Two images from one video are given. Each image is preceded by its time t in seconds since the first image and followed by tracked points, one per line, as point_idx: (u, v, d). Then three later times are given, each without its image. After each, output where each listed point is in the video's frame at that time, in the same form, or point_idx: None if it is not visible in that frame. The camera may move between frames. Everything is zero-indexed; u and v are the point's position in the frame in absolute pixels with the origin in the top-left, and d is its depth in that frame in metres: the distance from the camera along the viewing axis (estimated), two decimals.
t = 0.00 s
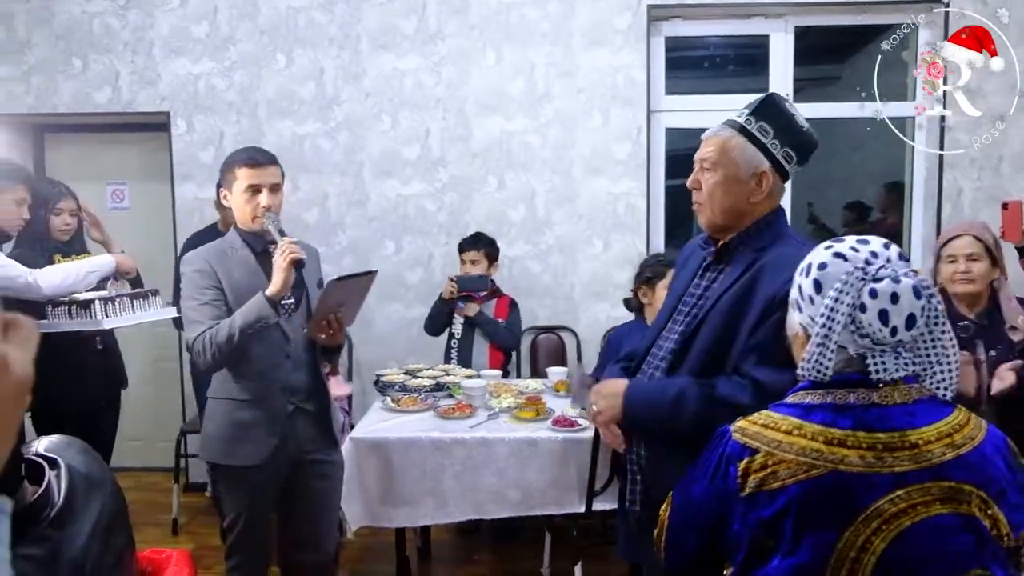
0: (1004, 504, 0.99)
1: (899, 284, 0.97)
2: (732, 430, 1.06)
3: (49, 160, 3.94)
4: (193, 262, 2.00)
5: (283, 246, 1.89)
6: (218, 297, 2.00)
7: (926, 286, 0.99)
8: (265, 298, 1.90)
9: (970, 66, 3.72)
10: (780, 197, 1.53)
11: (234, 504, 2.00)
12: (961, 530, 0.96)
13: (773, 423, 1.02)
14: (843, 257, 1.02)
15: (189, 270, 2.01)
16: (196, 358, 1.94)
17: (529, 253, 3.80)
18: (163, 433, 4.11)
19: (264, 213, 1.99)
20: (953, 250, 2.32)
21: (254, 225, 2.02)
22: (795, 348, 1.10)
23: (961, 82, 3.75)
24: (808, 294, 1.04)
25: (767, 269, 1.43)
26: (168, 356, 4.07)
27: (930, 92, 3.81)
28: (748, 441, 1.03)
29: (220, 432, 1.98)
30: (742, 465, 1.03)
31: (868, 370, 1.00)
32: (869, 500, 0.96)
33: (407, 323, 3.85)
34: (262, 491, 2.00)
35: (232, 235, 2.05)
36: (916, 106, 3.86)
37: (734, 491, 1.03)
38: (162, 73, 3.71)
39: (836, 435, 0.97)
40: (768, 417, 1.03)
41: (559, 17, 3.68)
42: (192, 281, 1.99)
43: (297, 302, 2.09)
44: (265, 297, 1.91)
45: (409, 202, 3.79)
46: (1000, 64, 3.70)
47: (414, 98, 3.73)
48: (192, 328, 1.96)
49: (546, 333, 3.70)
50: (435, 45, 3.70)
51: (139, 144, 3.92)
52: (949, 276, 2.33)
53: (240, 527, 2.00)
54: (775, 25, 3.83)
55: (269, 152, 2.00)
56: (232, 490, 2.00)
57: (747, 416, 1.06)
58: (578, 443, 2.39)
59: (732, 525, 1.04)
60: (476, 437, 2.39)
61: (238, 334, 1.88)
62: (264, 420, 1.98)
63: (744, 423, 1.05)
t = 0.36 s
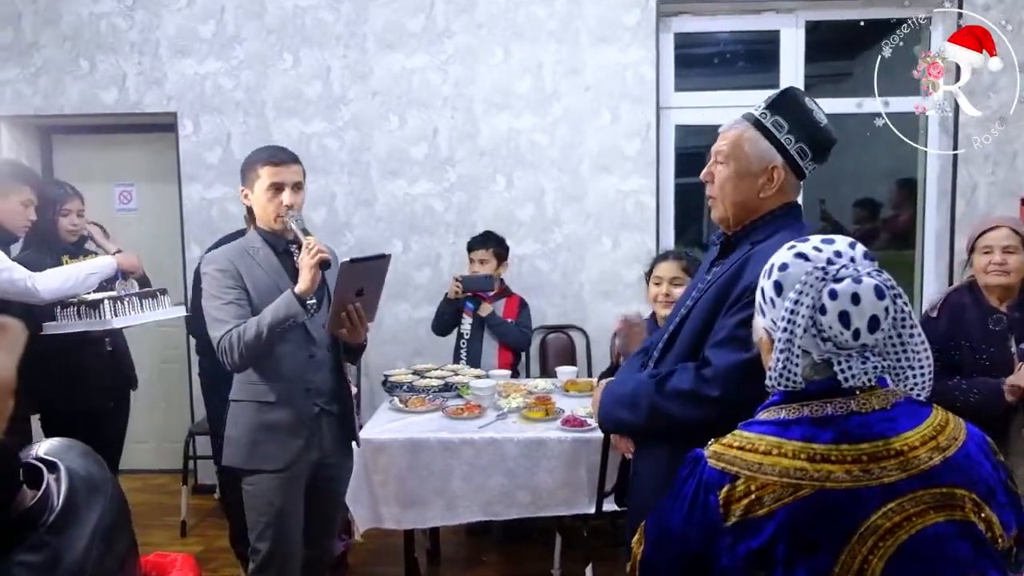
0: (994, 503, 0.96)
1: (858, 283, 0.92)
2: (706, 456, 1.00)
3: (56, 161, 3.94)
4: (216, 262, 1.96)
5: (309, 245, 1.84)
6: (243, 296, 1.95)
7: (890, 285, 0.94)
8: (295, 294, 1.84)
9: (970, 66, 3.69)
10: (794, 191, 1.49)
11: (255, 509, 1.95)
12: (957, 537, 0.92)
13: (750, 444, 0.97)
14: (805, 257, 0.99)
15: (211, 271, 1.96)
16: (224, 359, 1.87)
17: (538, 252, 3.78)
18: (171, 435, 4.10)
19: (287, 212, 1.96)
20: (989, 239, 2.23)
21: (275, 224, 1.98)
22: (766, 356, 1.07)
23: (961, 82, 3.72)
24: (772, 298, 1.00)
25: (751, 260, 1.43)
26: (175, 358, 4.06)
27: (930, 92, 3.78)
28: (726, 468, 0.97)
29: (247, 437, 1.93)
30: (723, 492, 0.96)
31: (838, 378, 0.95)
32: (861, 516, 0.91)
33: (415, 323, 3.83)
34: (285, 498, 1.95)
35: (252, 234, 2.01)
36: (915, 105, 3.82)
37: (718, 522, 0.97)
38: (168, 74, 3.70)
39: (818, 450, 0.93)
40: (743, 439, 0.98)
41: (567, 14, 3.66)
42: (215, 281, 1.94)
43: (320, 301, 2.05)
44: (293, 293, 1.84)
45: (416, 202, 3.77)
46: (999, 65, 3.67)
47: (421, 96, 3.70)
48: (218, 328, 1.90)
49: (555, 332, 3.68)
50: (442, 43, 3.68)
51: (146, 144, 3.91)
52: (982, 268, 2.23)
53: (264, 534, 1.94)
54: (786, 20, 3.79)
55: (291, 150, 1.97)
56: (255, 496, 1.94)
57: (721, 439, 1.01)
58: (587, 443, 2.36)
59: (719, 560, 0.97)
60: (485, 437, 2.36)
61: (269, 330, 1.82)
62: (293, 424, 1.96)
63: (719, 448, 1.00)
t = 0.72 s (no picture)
0: (1004, 505, 0.87)
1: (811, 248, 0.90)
2: (696, 467, 0.90)
3: (49, 165, 3.92)
4: (220, 262, 1.88)
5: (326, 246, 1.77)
6: (252, 298, 1.89)
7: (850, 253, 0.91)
8: (313, 293, 1.79)
9: (970, 66, 3.67)
10: (788, 183, 1.47)
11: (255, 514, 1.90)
12: (971, 541, 0.82)
13: (748, 451, 0.87)
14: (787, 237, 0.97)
15: (213, 272, 1.89)
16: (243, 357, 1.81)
17: (534, 248, 3.76)
18: (168, 438, 4.09)
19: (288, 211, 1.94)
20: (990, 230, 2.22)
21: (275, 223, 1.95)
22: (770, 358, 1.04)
23: (960, 81, 3.70)
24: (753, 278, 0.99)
25: (746, 250, 1.41)
26: (171, 361, 4.04)
27: (930, 92, 3.77)
28: (723, 478, 0.87)
29: (251, 438, 1.88)
30: (722, 505, 0.86)
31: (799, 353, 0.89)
32: (869, 522, 0.82)
33: (411, 322, 3.81)
34: (287, 503, 1.91)
35: (250, 233, 1.96)
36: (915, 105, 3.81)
37: (718, 536, 0.85)
38: (160, 75, 3.68)
39: (819, 455, 0.84)
40: (738, 446, 0.88)
41: (561, 9, 3.64)
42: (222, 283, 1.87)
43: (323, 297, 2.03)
44: (313, 293, 1.79)
45: (411, 200, 3.75)
46: (997, 66, 3.65)
47: (415, 94, 3.69)
48: (230, 331, 1.83)
49: (552, 330, 3.66)
50: (435, 40, 3.66)
51: (139, 146, 3.90)
52: (983, 259, 2.22)
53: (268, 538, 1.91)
54: (780, 14, 3.78)
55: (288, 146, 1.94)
56: (257, 500, 1.90)
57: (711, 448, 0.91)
58: (585, 440, 2.35)
59: None
60: (482, 436, 2.35)
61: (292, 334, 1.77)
62: (296, 425, 1.91)
63: (712, 457, 0.89)
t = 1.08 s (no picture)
0: None
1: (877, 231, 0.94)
2: (762, 445, 0.91)
3: (35, 166, 3.89)
4: (199, 266, 1.83)
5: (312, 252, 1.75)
6: (236, 303, 1.86)
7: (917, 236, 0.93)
8: (299, 300, 1.74)
9: (970, 66, 3.69)
10: (779, 173, 1.47)
11: (232, 519, 1.89)
12: None
13: (816, 432, 0.88)
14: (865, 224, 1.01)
15: (193, 275, 1.84)
16: (228, 365, 1.79)
17: (525, 244, 3.76)
18: (160, 440, 4.07)
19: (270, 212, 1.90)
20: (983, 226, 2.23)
21: (255, 225, 1.92)
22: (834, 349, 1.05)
23: (961, 81, 3.72)
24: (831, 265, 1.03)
25: (747, 242, 1.42)
26: (162, 362, 4.02)
27: (930, 92, 3.76)
28: (789, 457, 0.88)
29: (230, 443, 1.85)
30: (785, 484, 0.87)
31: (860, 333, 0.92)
32: (938, 515, 0.83)
33: (403, 320, 3.80)
34: (267, 509, 1.90)
35: (227, 235, 1.91)
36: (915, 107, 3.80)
37: (779, 515, 0.87)
38: (146, 75, 3.66)
39: (890, 441, 0.85)
40: (806, 426, 0.89)
41: (549, 4, 3.63)
42: (203, 288, 1.82)
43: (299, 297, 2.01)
44: (299, 299, 1.74)
45: (401, 197, 3.74)
46: (997, 66, 3.68)
47: (404, 91, 3.67)
48: (214, 339, 1.81)
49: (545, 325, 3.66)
50: (424, 37, 3.65)
51: (126, 147, 3.87)
52: (973, 252, 2.23)
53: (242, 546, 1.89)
54: (769, 7, 3.78)
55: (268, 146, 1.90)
56: (234, 506, 1.88)
57: (779, 427, 0.92)
58: (579, 436, 2.34)
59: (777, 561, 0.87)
60: (476, 433, 2.34)
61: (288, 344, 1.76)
62: (275, 430, 1.90)
63: (779, 436, 0.91)
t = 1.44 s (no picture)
0: None
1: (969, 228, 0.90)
2: (821, 418, 0.93)
3: (24, 164, 3.86)
4: (164, 269, 1.76)
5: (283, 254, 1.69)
6: (204, 307, 1.80)
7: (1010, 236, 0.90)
8: (270, 304, 1.70)
9: (970, 66, 3.70)
10: (757, 166, 1.46)
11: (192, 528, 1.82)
12: None
13: (874, 411, 0.89)
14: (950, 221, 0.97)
15: (158, 279, 1.77)
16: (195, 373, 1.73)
17: (519, 240, 3.75)
18: (154, 438, 4.06)
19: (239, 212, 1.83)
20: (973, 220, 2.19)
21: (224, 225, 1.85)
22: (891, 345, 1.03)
23: (961, 81, 3.73)
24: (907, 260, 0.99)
25: (737, 235, 1.41)
26: (156, 360, 4.01)
27: (930, 92, 3.77)
28: (844, 430, 0.90)
29: (195, 450, 1.78)
30: (836, 455, 0.89)
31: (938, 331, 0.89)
32: (986, 505, 0.85)
33: (397, 316, 3.79)
34: (228, 520, 1.82)
35: (193, 236, 1.84)
36: (915, 106, 3.80)
37: (826, 485, 0.90)
38: (137, 72, 3.63)
39: (948, 429, 0.85)
40: (866, 404, 0.90)
41: None
42: (168, 292, 1.75)
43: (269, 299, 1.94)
44: (269, 302, 1.70)
45: (394, 193, 3.72)
46: (999, 64, 3.70)
47: (396, 87, 3.66)
48: (181, 345, 1.74)
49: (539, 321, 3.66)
50: (416, 32, 3.63)
51: (116, 145, 3.85)
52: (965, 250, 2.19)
53: (197, 556, 1.82)
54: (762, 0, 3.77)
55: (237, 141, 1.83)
56: (194, 515, 1.81)
57: (842, 401, 0.93)
58: (574, 433, 2.34)
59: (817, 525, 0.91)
60: (471, 430, 2.34)
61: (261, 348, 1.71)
62: (241, 437, 1.82)
63: (838, 410, 0.92)
